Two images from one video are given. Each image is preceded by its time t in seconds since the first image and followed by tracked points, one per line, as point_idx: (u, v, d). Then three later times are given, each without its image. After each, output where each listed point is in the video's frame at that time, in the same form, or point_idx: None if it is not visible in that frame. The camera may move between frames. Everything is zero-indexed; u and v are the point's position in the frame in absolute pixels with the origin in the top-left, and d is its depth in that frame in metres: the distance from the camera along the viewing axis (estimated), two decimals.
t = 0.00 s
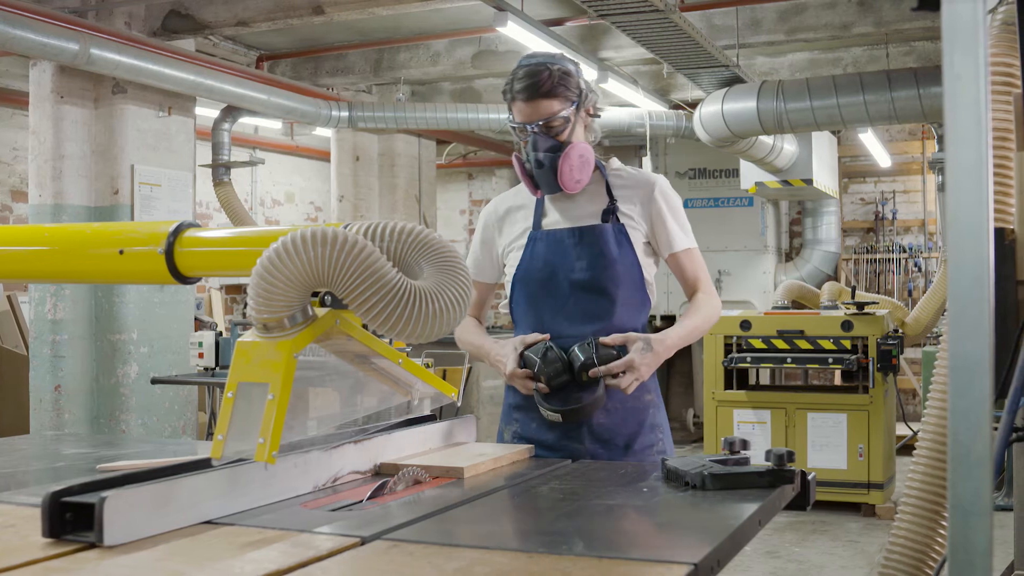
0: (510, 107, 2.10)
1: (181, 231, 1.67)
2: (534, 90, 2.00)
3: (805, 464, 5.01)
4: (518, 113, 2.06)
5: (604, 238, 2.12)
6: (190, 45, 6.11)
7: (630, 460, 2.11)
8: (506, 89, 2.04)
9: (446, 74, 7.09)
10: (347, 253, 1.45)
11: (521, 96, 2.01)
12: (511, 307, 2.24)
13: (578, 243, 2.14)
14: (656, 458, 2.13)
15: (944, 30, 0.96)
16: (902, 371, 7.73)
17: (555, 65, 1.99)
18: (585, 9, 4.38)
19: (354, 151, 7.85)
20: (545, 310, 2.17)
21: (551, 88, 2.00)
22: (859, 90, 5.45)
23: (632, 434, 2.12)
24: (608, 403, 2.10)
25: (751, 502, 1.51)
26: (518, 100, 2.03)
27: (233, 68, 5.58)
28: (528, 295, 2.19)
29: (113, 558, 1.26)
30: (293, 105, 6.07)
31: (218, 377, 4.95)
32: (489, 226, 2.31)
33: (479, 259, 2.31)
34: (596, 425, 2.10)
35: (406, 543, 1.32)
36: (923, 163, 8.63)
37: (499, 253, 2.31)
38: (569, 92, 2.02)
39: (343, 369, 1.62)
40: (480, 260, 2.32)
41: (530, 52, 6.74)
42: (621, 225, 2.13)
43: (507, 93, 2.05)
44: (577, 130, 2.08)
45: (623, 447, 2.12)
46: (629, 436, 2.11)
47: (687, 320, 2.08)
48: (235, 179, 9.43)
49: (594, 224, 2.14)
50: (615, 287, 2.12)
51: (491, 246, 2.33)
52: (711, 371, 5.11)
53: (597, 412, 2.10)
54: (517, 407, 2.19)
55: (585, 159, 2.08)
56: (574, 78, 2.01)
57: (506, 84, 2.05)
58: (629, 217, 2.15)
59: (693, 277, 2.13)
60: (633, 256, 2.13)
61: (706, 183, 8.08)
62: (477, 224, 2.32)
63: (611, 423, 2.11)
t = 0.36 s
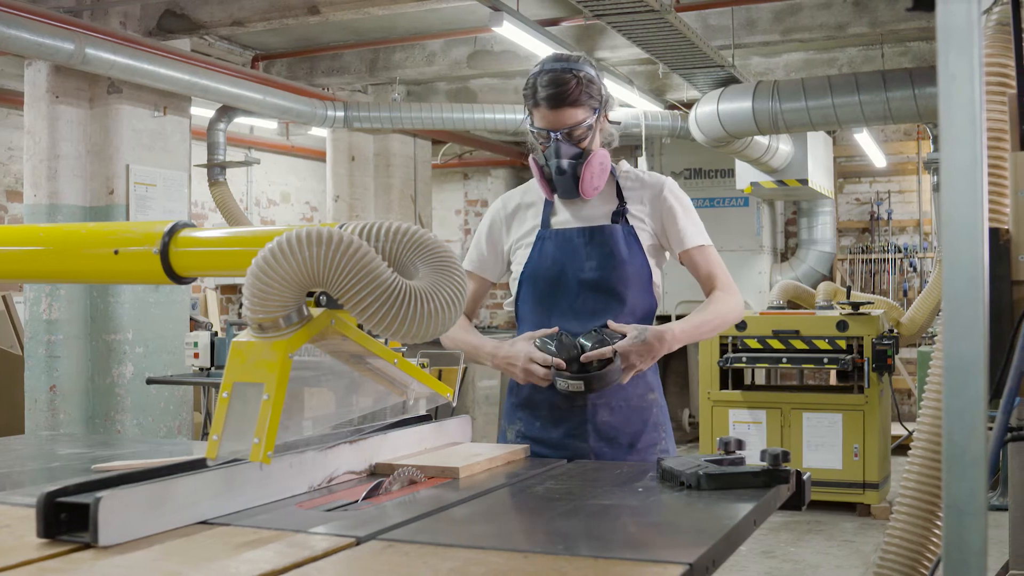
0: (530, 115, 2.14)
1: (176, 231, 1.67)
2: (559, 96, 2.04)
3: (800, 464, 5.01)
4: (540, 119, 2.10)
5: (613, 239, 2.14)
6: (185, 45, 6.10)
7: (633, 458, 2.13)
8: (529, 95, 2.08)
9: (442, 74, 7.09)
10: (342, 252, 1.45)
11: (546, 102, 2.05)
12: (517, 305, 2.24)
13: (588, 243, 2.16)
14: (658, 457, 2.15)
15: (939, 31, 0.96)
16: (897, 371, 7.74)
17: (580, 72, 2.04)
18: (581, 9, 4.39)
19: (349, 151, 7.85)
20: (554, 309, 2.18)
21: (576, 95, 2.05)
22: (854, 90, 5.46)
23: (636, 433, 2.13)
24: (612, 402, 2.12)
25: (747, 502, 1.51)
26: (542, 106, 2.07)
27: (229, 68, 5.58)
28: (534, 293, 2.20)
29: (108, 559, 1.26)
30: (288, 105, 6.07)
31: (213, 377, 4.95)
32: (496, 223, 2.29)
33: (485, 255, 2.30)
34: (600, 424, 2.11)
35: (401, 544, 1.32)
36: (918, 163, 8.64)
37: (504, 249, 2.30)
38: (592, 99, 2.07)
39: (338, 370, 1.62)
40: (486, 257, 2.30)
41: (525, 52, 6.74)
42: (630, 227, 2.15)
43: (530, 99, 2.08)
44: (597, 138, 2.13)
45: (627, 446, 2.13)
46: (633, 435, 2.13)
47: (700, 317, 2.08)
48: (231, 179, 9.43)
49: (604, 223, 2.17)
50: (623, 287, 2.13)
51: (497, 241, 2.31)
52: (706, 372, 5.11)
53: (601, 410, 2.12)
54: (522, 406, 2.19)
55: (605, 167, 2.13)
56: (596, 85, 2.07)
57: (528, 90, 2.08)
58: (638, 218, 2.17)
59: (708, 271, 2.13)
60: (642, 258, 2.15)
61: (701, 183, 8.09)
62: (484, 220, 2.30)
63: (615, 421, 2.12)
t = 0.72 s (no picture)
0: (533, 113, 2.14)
1: (172, 231, 1.67)
2: (563, 94, 2.05)
3: (795, 464, 5.01)
4: (544, 117, 2.10)
5: (611, 240, 2.14)
6: (180, 44, 6.10)
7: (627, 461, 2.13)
8: (532, 93, 2.08)
9: (437, 74, 7.09)
10: (338, 253, 1.45)
11: (550, 100, 2.06)
12: (515, 305, 2.24)
13: (587, 244, 2.16)
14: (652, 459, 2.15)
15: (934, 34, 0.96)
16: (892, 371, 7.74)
17: (585, 69, 2.04)
18: (577, 9, 4.39)
19: (345, 152, 7.85)
20: (550, 309, 2.18)
21: (581, 93, 2.06)
22: (850, 90, 5.46)
23: (630, 435, 2.13)
24: (606, 404, 2.12)
25: (742, 501, 1.51)
26: (547, 104, 2.07)
27: (224, 68, 5.57)
28: (531, 294, 2.20)
29: (103, 559, 1.26)
30: (284, 105, 6.07)
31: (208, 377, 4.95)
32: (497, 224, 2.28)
33: (486, 256, 2.28)
34: (594, 426, 2.12)
35: (397, 544, 1.32)
36: (914, 164, 8.65)
37: (505, 250, 2.28)
38: (596, 98, 2.08)
39: (335, 370, 1.61)
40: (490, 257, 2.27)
41: (522, 52, 6.73)
42: (629, 228, 2.15)
43: (534, 97, 2.09)
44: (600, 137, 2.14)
45: (621, 448, 2.13)
46: (627, 437, 2.13)
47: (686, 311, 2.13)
48: (226, 179, 9.42)
49: (604, 224, 2.17)
50: (619, 289, 2.14)
51: (501, 241, 2.28)
52: (703, 372, 5.11)
53: (595, 412, 2.12)
54: (517, 406, 2.19)
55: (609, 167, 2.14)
56: (600, 83, 2.08)
57: (532, 88, 2.08)
58: (637, 215, 2.17)
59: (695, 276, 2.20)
60: (640, 260, 2.16)
61: (698, 183, 8.10)
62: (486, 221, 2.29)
63: (609, 424, 2.12)
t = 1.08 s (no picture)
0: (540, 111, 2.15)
1: (167, 231, 1.67)
2: (576, 94, 2.07)
3: (791, 464, 5.02)
4: (554, 116, 2.12)
5: (613, 242, 2.15)
6: (175, 44, 6.10)
7: (627, 459, 2.16)
8: (543, 92, 2.09)
9: (432, 74, 7.08)
10: (333, 253, 1.45)
11: (563, 98, 2.07)
12: (512, 304, 2.24)
13: (588, 245, 2.16)
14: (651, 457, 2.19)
15: (929, 33, 0.96)
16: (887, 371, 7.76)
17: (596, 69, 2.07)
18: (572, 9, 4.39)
19: (340, 151, 7.86)
20: (550, 309, 2.19)
21: (592, 92, 2.08)
22: (845, 90, 5.47)
23: (630, 434, 2.16)
24: (609, 404, 2.15)
25: (737, 501, 1.51)
26: (559, 103, 2.09)
27: (220, 68, 5.57)
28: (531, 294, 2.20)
29: (97, 559, 1.26)
30: (278, 105, 6.06)
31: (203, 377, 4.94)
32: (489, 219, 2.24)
33: (478, 254, 2.25)
34: (596, 425, 2.14)
35: (392, 544, 1.32)
36: (908, 164, 8.66)
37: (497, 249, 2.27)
38: (606, 97, 2.11)
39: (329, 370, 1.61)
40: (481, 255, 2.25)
41: (517, 52, 6.73)
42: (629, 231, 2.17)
43: (544, 96, 2.10)
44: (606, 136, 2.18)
45: (621, 447, 2.16)
46: (628, 436, 2.16)
47: (673, 317, 2.18)
48: (221, 179, 9.42)
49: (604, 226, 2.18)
50: (621, 290, 2.15)
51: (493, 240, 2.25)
52: (697, 370, 5.13)
53: (597, 412, 2.14)
54: (515, 407, 2.19)
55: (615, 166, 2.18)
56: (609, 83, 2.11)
57: (541, 86, 2.09)
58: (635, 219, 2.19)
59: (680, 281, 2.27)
60: (639, 261, 2.18)
61: (693, 183, 8.10)
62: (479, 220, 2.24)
63: (610, 423, 2.15)
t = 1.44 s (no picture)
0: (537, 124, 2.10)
1: (162, 231, 1.66)
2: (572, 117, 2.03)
3: (786, 464, 5.02)
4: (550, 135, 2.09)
5: (607, 240, 2.21)
6: (171, 44, 6.10)
7: (626, 457, 2.17)
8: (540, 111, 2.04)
9: (428, 74, 7.08)
10: (328, 253, 1.44)
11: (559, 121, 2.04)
12: (506, 305, 2.26)
13: (584, 243, 2.21)
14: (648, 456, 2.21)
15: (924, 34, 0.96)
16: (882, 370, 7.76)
17: (596, 91, 2.00)
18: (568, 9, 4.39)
19: (336, 151, 7.86)
20: (547, 307, 2.21)
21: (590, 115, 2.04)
22: (840, 91, 5.46)
23: (627, 432, 2.18)
24: (605, 401, 2.16)
25: (732, 501, 1.51)
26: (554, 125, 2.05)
27: (216, 68, 5.57)
28: (527, 294, 2.22)
29: (93, 560, 1.26)
30: (274, 105, 6.06)
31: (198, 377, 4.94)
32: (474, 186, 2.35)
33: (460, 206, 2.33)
34: (593, 423, 2.15)
35: (387, 544, 1.32)
36: (904, 164, 8.67)
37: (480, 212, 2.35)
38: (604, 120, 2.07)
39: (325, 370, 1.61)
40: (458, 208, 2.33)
41: (512, 52, 6.73)
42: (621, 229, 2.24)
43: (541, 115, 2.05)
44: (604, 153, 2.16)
45: (619, 445, 2.17)
46: (625, 434, 2.17)
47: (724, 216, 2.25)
48: (217, 179, 9.41)
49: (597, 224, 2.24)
50: (617, 287, 2.20)
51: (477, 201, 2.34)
52: (693, 371, 5.12)
53: (594, 410, 2.15)
54: (512, 406, 2.20)
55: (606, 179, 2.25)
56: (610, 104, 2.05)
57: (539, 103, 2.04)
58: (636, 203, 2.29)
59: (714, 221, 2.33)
60: (633, 258, 2.24)
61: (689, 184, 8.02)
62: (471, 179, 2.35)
63: (607, 421, 2.16)
